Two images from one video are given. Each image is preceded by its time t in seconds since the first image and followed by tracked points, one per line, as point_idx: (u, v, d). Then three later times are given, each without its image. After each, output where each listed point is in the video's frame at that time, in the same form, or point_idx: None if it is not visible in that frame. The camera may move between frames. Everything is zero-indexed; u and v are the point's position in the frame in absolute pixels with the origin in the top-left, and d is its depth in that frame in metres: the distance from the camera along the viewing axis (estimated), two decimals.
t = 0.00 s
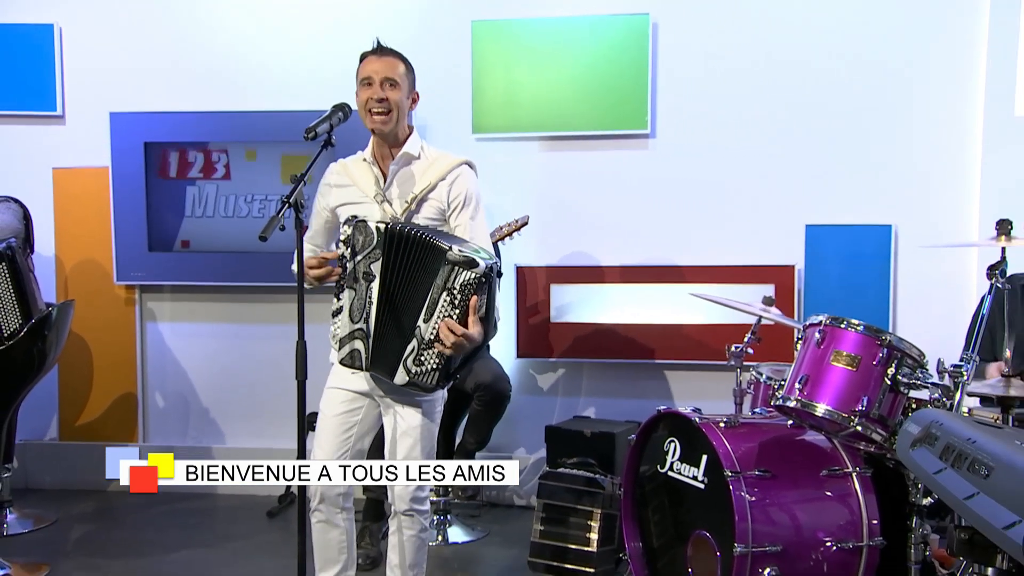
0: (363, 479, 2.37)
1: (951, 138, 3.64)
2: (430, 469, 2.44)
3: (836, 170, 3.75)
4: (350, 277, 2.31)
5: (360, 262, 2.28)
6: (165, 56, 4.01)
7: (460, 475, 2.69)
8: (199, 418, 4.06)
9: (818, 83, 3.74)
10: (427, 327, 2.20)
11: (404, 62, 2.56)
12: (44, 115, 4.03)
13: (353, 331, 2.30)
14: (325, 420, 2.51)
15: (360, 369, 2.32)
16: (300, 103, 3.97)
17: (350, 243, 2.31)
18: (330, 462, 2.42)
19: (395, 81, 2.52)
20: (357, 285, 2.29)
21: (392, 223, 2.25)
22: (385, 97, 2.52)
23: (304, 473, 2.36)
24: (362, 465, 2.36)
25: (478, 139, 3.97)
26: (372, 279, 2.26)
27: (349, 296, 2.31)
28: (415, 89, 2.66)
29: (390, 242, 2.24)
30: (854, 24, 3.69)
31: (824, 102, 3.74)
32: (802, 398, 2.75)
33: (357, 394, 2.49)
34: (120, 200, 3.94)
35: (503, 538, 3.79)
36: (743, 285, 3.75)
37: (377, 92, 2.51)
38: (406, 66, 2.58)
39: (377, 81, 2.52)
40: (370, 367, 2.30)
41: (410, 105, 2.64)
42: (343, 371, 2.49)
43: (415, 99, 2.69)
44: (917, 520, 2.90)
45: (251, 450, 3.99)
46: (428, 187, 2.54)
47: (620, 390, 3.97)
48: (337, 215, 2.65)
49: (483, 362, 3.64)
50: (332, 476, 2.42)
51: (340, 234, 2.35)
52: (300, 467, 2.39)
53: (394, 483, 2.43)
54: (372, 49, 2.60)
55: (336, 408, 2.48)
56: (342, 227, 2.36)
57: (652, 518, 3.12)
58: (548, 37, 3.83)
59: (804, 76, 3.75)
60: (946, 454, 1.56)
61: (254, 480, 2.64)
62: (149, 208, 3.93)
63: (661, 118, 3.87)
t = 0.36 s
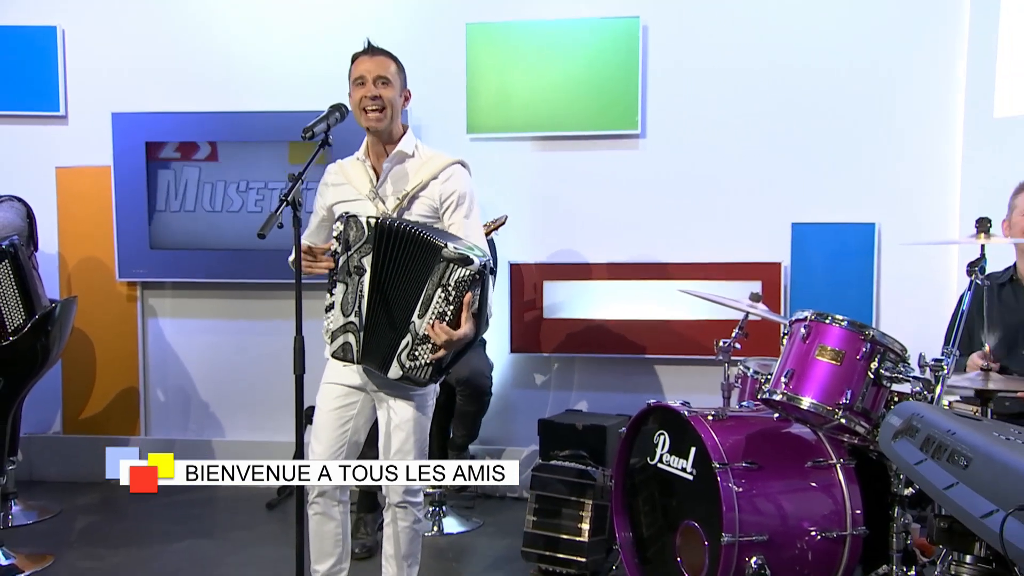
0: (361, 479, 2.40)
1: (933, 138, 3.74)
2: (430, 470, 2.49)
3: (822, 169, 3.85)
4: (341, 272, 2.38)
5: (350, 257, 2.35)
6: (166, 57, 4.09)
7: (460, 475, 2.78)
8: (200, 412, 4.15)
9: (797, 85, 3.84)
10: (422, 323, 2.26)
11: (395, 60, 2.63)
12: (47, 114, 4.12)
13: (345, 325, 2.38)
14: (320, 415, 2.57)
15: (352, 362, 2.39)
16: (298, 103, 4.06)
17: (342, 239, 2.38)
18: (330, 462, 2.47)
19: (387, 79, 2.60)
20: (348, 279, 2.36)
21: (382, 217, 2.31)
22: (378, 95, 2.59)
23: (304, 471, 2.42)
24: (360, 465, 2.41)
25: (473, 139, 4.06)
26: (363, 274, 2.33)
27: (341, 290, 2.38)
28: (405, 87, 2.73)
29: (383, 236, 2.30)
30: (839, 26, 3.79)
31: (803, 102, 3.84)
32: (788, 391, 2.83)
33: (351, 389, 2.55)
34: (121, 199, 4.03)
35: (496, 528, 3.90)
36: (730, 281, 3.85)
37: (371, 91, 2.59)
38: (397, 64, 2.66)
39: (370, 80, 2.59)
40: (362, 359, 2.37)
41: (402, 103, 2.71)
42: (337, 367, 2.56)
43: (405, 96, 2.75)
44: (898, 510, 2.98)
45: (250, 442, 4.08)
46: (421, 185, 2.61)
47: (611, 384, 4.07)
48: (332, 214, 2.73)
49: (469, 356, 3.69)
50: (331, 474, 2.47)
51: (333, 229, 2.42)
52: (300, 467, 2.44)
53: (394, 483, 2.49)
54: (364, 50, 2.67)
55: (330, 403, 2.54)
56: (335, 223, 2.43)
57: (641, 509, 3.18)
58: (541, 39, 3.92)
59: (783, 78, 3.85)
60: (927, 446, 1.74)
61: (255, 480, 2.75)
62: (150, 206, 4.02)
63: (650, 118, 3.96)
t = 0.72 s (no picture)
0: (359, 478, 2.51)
1: (914, 138, 3.85)
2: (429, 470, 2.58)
3: (807, 169, 3.95)
4: (337, 267, 2.45)
5: (346, 254, 2.42)
6: (166, 58, 4.17)
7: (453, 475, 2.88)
8: (199, 406, 4.24)
9: (784, 86, 3.94)
10: (420, 324, 2.32)
11: (386, 62, 2.69)
12: (49, 114, 4.20)
13: (339, 319, 2.44)
14: (316, 408, 2.64)
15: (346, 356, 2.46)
16: (295, 104, 4.14)
17: (338, 237, 2.45)
18: (329, 462, 2.55)
19: (380, 82, 2.66)
20: (344, 275, 2.43)
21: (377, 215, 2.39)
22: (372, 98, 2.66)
23: (304, 471, 2.49)
24: (359, 464, 2.51)
25: (467, 139, 4.15)
26: (359, 269, 2.41)
27: (337, 284, 2.45)
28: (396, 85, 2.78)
29: (380, 236, 2.38)
30: (823, 29, 3.89)
31: (789, 103, 3.94)
32: (773, 385, 2.91)
33: (347, 380, 2.62)
34: (122, 197, 4.11)
35: (490, 519, 4.01)
36: (718, 278, 3.95)
37: (365, 94, 2.65)
38: (388, 65, 2.71)
39: (363, 83, 2.65)
40: (356, 354, 2.44)
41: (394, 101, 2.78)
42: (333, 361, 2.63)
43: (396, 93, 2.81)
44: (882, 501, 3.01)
45: (248, 435, 4.17)
46: (415, 182, 2.70)
47: (600, 377, 4.17)
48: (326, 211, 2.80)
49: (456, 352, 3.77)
50: (331, 473, 2.55)
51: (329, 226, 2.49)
52: (301, 468, 2.52)
53: (395, 483, 2.57)
54: (355, 50, 2.71)
55: (327, 396, 2.62)
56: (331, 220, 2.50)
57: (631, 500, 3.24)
58: (533, 41, 4.01)
59: (769, 80, 3.95)
60: (908, 437, 1.74)
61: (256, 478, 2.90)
62: (151, 205, 4.11)
63: (641, 118, 4.05)
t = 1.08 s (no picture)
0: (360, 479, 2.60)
1: (896, 138, 3.96)
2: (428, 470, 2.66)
3: (792, 167, 4.06)
4: (336, 262, 2.53)
5: (344, 248, 2.51)
6: (166, 59, 4.26)
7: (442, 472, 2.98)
8: (199, 400, 4.33)
9: (769, 87, 4.05)
10: (425, 320, 2.42)
11: (389, 62, 2.81)
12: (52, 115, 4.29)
13: (339, 312, 2.53)
14: (314, 401, 2.72)
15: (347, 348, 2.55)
16: (293, 104, 4.24)
17: (336, 229, 2.54)
18: (329, 462, 2.63)
19: (379, 79, 2.77)
20: (343, 269, 2.52)
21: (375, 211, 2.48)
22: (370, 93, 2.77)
23: (305, 472, 2.56)
24: (359, 465, 2.60)
25: (461, 139, 4.25)
26: (357, 263, 2.50)
27: (335, 278, 2.53)
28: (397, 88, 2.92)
29: (382, 231, 2.47)
30: (807, 32, 4.00)
31: (774, 104, 4.05)
32: (759, 377, 3.00)
33: (344, 373, 2.71)
34: (123, 196, 4.20)
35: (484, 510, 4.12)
36: (705, 274, 4.06)
37: (363, 89, 2.76)
38: (390, 66, 2.84)
39: (364, 78, 2.76)
40: (357, 347, 2.53)
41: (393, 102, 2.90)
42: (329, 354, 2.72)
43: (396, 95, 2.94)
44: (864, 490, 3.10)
45: (247, 427, 4.27)
46: (411, 179, 2.78)
47: (590, 371, 4.29)
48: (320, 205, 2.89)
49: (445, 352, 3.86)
50: (332, 474, 2.62)
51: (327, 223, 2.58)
52: (301, 468, 2.60)
53: (395, 482, 2.65)
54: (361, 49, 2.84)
55: (324, 389, 2.70)
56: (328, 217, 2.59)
57: (621, 490, 3.34)
58: (525, 43, 4.11)
59: (755, 81, 4.05)
60: (889, 429, 1.74)
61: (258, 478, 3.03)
62: (151, 203, 4.20)
63: (630, 118, 4.16)
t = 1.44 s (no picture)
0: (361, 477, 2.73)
1: (879, 139, 4.06)
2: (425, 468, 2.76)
3: (778, 167, 4.16)
4: (334, 258, 2.61)
5: (342, 246, 2.59)
6: (166, 60, 4.35)
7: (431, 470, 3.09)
8: (199, 394, 4.43)
9: (756, 89, 4.15)
10: (426, 323, 2.52)
11: (390, 67, 2.93)
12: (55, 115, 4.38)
13: (336, 308, 2.61)
14: (309, 396, 2.82)
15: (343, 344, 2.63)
16: (291, 105, 4.33)
17: (333, 227, 2.62)
18: (329, 463, 2.74)
19: (381, 83, 2.88)
20: (341, 266, 2.60)
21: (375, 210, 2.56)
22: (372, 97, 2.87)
23: (305, 473, 2.69)
24: (359, 466, 2.73)
25: (456, 139, 4.34)
26: (356, 261, 2.58)
27: (332, 274, 2.61)
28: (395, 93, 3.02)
29: (383, 233, 2.55)
30: (794, 35, 4.10)
31: (761, 105, 4.15)
32: (746, 372, 3.09)
33: (339, 369, 2.80)
34: (125, 195, 4.29)
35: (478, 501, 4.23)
36: (694, 271, 4.16)
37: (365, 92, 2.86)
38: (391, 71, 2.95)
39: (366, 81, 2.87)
40: (353, 343, 2.62)
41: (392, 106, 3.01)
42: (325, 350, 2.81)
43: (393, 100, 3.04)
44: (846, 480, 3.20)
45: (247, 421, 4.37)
46: (409, 180, 2.88)
47: (581, 365, 4.39)
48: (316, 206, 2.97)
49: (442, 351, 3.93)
50: (333, 473, 2.74)
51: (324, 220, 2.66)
52: (302, 468, 2.73)
53: (395, 482, 2.76)
54: (364, 54, 2.95)
55: (319, 385, 2.81)
56: (326, 215, 2.67)
57: (612, 481, 3.44)
58: (518, 45, 4.20)
59: (743, 82, 4.15)
60: (870, 421, 1.84)
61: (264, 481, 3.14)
62: (152, 202, 4.29)
63: (621, 119, 4.26)
